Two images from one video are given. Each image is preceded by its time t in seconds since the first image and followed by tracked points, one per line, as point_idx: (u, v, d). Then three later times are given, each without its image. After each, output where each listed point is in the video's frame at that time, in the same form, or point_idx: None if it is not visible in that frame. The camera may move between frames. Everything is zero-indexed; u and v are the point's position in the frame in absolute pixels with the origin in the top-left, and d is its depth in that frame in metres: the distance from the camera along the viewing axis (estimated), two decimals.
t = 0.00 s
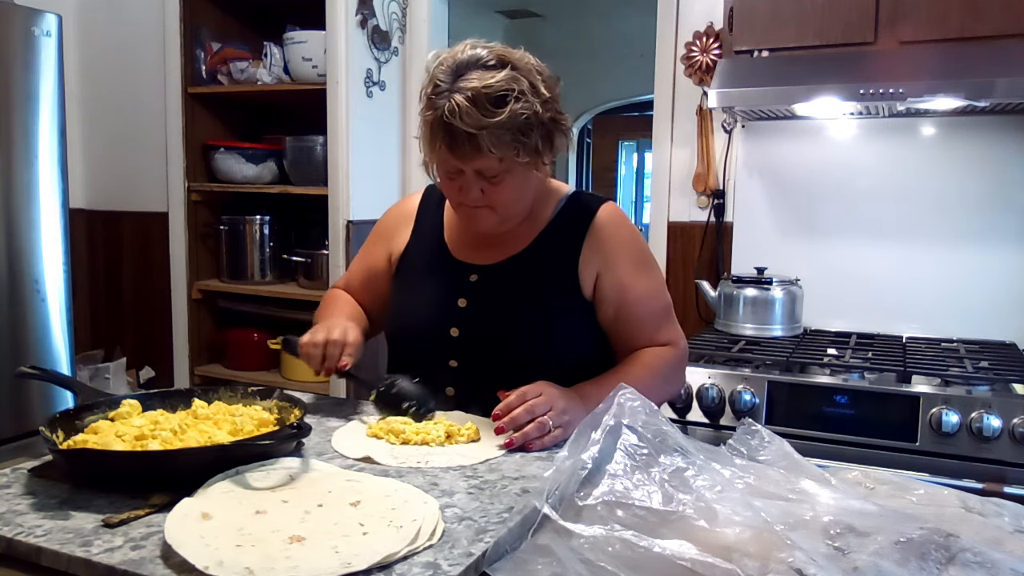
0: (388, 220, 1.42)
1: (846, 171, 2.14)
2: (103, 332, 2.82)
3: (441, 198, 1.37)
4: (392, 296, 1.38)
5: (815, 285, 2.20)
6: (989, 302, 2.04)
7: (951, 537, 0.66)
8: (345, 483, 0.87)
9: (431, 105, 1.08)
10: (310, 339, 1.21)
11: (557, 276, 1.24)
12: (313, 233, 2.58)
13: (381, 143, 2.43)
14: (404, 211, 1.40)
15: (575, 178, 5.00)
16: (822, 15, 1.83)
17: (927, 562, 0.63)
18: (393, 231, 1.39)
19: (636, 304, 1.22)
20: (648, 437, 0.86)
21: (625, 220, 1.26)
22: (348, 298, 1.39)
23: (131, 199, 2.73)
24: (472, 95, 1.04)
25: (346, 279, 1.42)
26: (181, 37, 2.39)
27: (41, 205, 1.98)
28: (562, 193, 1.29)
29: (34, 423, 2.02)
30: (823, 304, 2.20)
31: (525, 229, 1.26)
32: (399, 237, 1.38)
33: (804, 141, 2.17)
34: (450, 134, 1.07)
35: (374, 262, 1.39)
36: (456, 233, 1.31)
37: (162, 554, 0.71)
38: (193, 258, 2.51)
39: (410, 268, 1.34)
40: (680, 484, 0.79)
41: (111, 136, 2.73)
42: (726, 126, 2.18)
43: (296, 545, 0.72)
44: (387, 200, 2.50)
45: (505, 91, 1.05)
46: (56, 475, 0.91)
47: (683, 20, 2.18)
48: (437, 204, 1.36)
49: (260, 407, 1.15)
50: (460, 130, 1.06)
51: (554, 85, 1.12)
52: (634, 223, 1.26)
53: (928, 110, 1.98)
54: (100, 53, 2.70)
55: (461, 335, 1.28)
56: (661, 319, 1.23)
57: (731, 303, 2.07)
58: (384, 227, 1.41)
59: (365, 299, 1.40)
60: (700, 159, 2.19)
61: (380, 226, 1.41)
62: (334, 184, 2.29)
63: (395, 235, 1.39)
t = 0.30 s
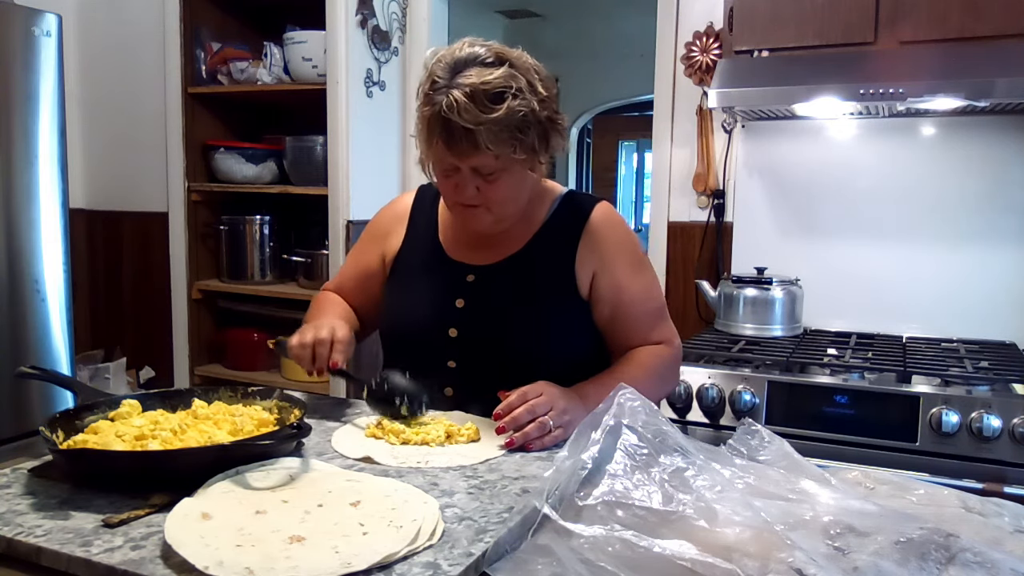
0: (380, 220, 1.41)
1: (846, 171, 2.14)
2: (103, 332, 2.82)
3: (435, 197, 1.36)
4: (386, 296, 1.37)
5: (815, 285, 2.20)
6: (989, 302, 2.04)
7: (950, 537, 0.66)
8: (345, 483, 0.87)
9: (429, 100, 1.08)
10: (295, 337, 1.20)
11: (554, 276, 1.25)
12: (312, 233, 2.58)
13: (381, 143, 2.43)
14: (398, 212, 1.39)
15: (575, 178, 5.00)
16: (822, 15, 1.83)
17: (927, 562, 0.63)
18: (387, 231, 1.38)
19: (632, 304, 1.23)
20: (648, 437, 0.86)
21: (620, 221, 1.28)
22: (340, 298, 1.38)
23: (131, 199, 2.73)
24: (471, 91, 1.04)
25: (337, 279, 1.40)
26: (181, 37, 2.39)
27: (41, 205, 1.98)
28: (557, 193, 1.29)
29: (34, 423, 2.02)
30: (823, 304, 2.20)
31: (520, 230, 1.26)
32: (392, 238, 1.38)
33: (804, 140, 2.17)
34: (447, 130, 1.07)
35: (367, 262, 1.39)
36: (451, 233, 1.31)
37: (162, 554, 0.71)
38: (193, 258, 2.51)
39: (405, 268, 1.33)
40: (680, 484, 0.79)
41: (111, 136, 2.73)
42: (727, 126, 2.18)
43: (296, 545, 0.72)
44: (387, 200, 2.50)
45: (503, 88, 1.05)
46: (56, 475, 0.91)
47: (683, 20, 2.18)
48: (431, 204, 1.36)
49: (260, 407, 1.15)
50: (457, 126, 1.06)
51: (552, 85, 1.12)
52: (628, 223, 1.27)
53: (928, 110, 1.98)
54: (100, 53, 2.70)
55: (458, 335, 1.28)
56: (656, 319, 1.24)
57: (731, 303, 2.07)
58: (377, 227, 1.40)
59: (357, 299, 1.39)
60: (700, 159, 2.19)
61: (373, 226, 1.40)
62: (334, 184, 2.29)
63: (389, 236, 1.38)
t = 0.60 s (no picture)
0: (366, 222, 1.40)
1: (846, 171, 2.14)
2: (103, 332, 2.82)
3: (422, 195, 1.36)
4: (376, 296, 1.37)
5: (815, 285, 2.21)
6: (989, 302, 2.04)
7: (951, 537, 0.66)
8: (345, 483, 0.87)
9: (415, 89, 1.09)
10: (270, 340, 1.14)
11: (546, 274, 1.25)
12: (313, 233, 2.58)
13: (381, 143, 2.43)
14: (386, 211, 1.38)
15: (575, 178, 5.01)
16: (822, 15, 1.84)
17: (927, 562, 0.63)
18: (375, 233, 1.37)
19: (620, 299, 1.23)
20: (649, 437, 0.86)
21: (606, 217, 1.28)
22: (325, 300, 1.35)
23: (131, 199, 2.73)
24: (455, 77, 1.05)
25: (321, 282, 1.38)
26: (181, 37, 2.39)
27: (41, 205, 1.98)
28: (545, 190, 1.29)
29: (34, 423, 2.02)
30: (823, 304, 2.20)
31: (507, 228, 1.26)
32: (380, 240, 1.37)
33: (804, 140, 2.17)
34: (430, 115, 1.07)
35: (354, 263, 1.37)
36: (439, 232, 1.31)
37: (162, 554, 0.71)
38: (193, 258, 2.51)
39: (394, 267, 1.33)
40: (680, 484, 0.79)
41: (112, 136, 2.73)
42: (726, 126, 2.18)
43: (296, 545, 0.72)
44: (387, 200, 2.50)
45: (487, 77, 1.06)
46: (56, 475, 0.91)
47: (683, 20, 2.18)
48: (419, 200, 1.35)
49: (260, 407, 1.15)
50: (439, 111, 1.06)
51: (538, 84, 1.13)
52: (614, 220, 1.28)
53: (928, 110, 1.98)
54: (100, 52, 2.70)
55: (453, 335, 1.28)
56: (644, 313, 1.25)
57: (731, 302, 2.07)
58: (364, 228, 1.39)
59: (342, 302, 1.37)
60: (700, 159, 2.19)
61: (360, 229, 1.39)
62: (334, 184, 2.29)
63: (377, 238, 1.37)
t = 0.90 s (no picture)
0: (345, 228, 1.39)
1: (846, 171, 2.14)
2: (103, 332, 2.82)
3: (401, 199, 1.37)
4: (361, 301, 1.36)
5: (815, 285, 2.20)
6: (989, 302, 2.04)
7: (950, 537, 0.66)
8: (345, 484, 0.87)
9: (413, 82, 1.12)
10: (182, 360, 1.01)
11: (539, 271, 1.28)
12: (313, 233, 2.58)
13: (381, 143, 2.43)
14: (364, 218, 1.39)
15: (575, 178, 5.01)
16: (822, 15, 1.84)
17: (927, 562, 0.63)
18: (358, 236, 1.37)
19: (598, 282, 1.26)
20: (648, 437, 0.86)
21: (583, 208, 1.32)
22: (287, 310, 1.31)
23: (131, 199, 2.73)
24: (461, 63, 1.11)
25: (292, 288, 1.35)
26: (181, 37, 2.39)
27: (41, 205, 1.98)
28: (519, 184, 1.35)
29: (34, 423, 2.02)
30: (823, 304, 2.20)
31: (490, 225, 1.30)
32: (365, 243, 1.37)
33: (804, 140, 2.17)
34: (444, 102, 1.12)
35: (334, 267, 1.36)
36: (422, 230, 1.34)
37: (162, 554, 0.71)
38: (193, 258, 2.51)
39: (381, 267, 1.34)
40: (679, 483, 0.79)
41: (112, 136, 2.73)
42: (727, 126, 2.18)
43: (296, 545, 0.72)
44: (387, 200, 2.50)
45: (486, 61, 1.14)
46: (56, 475, 0.91)
47: (683, 20, 2.18)
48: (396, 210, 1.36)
49: (260, 407, 1.15)
50: (453, 95, 1.12)
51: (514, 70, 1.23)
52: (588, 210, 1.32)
53: (928, 110, 1.98)
54: (100, 52, 2.70)
55: (451, 333, 1.29)
56: (622, 298, 1.27)
57: (731, 302, 2.07)
58: (346, 231, 1.38)
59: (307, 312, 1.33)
60: (700, 159, 2.19)
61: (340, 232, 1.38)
62: (334, 184, 2.29)
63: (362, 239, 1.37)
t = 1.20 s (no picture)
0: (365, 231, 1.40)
1: (846, 171, 2.14)
2: (103, 332, 2.82)
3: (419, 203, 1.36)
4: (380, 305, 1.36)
5: (815, 285, 2.20)
6: (989, 302, 2.04)
7: (950, 537, 0.66)
8: (345, 484, 0.87)
9: (428, 77, 1.14)
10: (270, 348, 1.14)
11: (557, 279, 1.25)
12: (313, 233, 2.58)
13: (381, 143, 2.43)
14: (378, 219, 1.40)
15: (575, 178, 5.01)
16: (822, 15, 1.84)
17: (927, 562, 0.63)
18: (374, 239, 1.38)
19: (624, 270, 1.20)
20: (648, 435, 0.85)
21: (604, 206, 1.29)
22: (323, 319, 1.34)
23: (132, 199, 2.73)
24: (474, 55, 1.13)
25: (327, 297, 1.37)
26: (181, 37, 2.39)
27: (41, 205, 1.98)
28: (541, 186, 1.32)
29: (34, 423, 2.02)
30: (823, 304, 2.20)
31: (511, 228, 1.28)
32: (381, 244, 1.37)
33: (804, 140, 2.17)
34: (459, 93, 1.12)
35: (354, 272, 1.37)
36: (438, 237, 1.33)
37: (162, 554, 0.71)
38: (193, 258, 2.52)
39: (399, 271, 1.34)
40: (679, 484, 0.78)
41: (112, 136, 2.73)
42: (726, 126, 2.18)
43: (296, 545, 0.72)
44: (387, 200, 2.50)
45: (498, 52, 1.15)
46: (56, 476, 0.91)
47: (683, 20, 2.18)
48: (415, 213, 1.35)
49: (260, 407, 1.15)
50: (469, 85, 1.12)
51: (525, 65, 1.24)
52: (608, 207, 1.28)
53: (928, 110, 1.98)
54: (100, 51, 2.70)
55: (463, 340, 1.28)
56: (652, 288, 1.20)
57: (731, 302, 2.07)
58: (364, 234, 1.39)
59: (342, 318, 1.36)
60: (700, 159, 2.19)
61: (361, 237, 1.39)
62: (334, 184, 2.29)
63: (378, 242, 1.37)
